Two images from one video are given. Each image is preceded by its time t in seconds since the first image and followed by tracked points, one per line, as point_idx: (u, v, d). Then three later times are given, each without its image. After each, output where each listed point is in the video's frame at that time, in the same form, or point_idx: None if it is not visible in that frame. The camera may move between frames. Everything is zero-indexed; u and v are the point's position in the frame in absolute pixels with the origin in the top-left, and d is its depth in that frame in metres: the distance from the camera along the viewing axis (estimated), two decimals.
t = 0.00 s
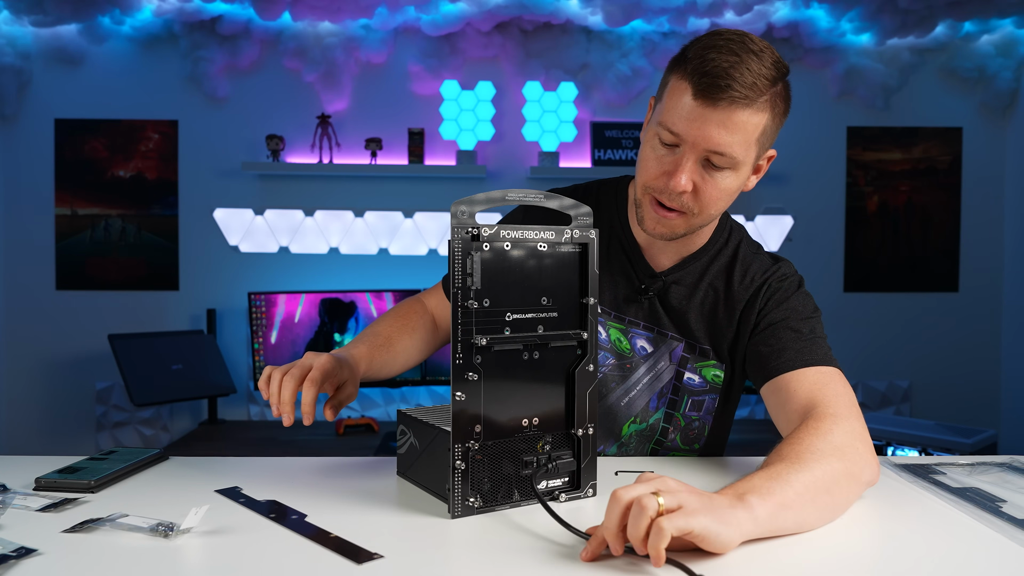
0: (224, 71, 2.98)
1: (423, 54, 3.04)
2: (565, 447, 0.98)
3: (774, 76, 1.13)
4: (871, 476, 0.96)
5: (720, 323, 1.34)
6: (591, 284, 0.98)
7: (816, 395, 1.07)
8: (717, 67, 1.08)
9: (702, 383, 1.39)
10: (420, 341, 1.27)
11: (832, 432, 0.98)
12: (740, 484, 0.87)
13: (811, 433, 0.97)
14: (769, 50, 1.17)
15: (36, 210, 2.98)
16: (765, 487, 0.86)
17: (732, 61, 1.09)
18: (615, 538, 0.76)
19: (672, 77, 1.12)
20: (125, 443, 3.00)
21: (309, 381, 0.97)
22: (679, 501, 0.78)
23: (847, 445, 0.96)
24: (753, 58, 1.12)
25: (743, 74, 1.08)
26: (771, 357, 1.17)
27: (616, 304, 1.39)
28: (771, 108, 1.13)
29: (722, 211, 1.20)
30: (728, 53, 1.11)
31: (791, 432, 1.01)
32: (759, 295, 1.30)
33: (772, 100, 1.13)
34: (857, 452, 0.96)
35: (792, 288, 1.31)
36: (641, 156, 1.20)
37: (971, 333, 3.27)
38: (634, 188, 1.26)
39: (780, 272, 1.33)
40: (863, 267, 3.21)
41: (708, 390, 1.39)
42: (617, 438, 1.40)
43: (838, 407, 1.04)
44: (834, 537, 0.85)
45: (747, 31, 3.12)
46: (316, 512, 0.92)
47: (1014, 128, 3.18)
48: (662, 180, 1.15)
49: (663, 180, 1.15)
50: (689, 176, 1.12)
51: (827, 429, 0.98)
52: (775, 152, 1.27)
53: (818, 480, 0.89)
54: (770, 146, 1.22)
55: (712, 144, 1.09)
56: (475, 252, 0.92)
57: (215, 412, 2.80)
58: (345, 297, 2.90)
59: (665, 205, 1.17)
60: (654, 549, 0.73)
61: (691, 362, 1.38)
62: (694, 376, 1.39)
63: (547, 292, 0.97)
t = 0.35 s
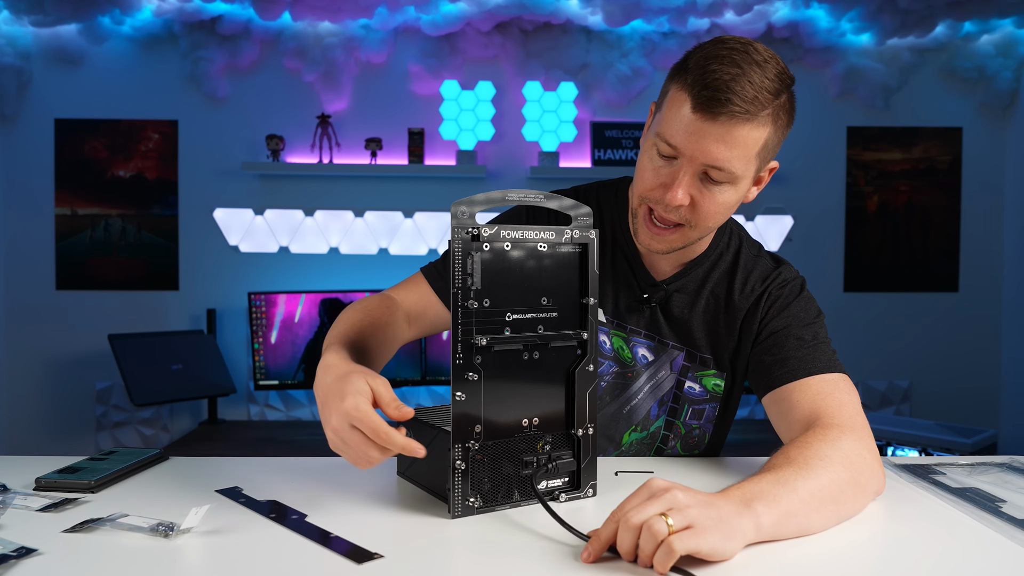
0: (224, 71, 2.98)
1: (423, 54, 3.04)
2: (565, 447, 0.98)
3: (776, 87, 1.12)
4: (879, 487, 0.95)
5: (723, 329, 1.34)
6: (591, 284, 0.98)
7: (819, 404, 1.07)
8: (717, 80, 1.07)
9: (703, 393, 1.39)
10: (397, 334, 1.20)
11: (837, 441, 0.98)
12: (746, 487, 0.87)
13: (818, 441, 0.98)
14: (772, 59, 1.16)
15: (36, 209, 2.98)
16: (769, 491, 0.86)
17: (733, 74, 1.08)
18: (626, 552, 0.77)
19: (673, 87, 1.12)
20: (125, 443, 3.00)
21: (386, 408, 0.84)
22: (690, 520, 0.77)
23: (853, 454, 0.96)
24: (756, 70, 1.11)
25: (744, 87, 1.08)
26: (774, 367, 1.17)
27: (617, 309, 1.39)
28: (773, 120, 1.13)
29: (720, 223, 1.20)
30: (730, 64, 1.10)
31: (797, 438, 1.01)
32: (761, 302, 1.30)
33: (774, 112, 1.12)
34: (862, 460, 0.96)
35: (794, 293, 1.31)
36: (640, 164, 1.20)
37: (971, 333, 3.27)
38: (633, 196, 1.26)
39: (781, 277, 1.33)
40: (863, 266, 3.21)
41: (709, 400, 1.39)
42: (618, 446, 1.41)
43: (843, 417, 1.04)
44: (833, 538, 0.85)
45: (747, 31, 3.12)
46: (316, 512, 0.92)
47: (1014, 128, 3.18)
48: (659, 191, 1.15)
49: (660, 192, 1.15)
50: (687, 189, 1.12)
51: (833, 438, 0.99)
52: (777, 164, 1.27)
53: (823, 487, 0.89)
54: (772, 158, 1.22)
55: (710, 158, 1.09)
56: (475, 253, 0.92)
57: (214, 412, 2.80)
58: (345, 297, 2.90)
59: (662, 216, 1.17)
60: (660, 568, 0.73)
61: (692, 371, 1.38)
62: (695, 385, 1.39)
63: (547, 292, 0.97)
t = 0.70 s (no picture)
0: (224, 71, 2.98)
1: (423, 54, 3.04)
2: (565, 447, 0.98)
3: (780, 95, 1.12)
4: (885, 490, 0.96)
5: (726, 332, 1.34)
6: (591, 284, 0.98)
7: (824, 406, 1.07)
8: (720, 88, 1.07)
9: (705, 401, 1.38)
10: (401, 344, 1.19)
11: (844, 443, 0.98)
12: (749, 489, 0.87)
13: (825, 442, 0.98)
14: (778, 65, 1.15)
15: (36, 209, 2.98)
16: (772, 493, 0.86)
17: (736, 82, 1.08)
18: (626, 558, 0.77)
19: (675, 93, 1.11)
20: (125, 443, 3.00)
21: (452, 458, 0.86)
22: (691, 528, 0.76)
23: (859, 457, 0.96)
24: (760, 77, 1.11)
25: (746, 95, 1.07)
26: (777, 369, 1.17)
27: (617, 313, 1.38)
28: (777, 128, 1.12)
29: (721, 232, 1.20)
30: (734, 71, 1.09)
31: (802, 438, 1.01)
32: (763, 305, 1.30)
33: (778, 120, 1.12)
34: (869, 463, 0.96)
35: (796, 295, 1.31)
36: (640, 170, 1.20)
37: (971, 333, 3.27)
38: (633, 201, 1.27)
39: (783, 279, 1.33)
40: (863, 266, 3.22)
41: (710, 407, 1.39)
42: (617, 451, 1.42)
43: (850, 421, 1.04)
44: (835, 539, 0.85)
45: (747, 31, 3.12)
46: (317, 512, 0.92)
47: (1015, 128, 3.18)
48: (659, 200, 1.15)
49: (660, 200, 1.15)
50: (687, 199, 1.13)
51: (840, 441, 0.99)
52: (782, 171, 1.27)
53: (828, 490, 0.89)
54: (776, 166, 1.22)
55: (711, 168, 1.09)
56: (476, 253, 0.92)
57: (214, 412, 2.80)
58: (345, 297, 2.91)
59: (661, 225, 1.18)
60: None
61: (693, 378, 1.38)
62: (697, 393, 1.38)
63: (547, 292, 0.97)
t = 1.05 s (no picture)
0: (224, 71, 2.98)
1: (423, 54, 3.04)
2: (565, 447, 0.98)
3: (782, 94, 1.12)
4: (886, 491, 0.95)
5: (726, 333, 1.33)
6: (590, 283, 0.98)
7: (825, 406, 1.07)
8: (721, 84, 1.07)
9: (705, 402, 1.38)
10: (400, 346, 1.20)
11: (845, 443, 0.98)
12: (750, 490, 0.87)
13: (826, 442, 0.98)
14: (780, 66, 1.16)
15: (36, 209, 2.98)
16: (772, 494, 0.86)
17: (738, 79, 1.08)
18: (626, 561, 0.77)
19: (676, 90, 1.12)
20: (125, 443, 3.00)
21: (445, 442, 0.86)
22: (692, 532, 0.76)
23: (860, 457, 0.96)
24: (761, 75, 1.11)
25: (748, 92, 1.07)
26: (777, 369, 1.17)
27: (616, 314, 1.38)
28: (778, 127, 1.12)
29: (720, 231, 1.20)
30: (736, 68, 1.10)
31: (802, 439, 1.02)
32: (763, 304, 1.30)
33: (779, 119, 1.12)
34: (870, 463, 0.96)
35: (796, 295, 1.31)
36: (640, 168, 1.20)
37: (971, 333, 3.27)
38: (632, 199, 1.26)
39: (784, 279, 1.33)
40: (863, 266, 3.22)
41: (711, 408, 1.38)
42: (617, 452, 1.42)
43: (851, 421, 1.04)
44: (835, 539, 0.85)
45: (747, 30, 3.12)
46: (316, 512, 0.92)
47: (1015, 128, 3.18)
48: (658, 196, 1.15)
49: (659, 197, 1.15)
50: (686, 195, 1.12)
51: (840, 441, 0.99)
52: (780, 174, 1.27)
53: (828, 490, 0.89)
54: (775, 168, 1.22)
55: (711, 165, 1.08)
56: (476, 253, 0.92)
57: (214, 412, 2.80)
58: (345, 297, 2.91)
59: (659, 222, 1.17)
60: None
61: (693, 379, 1.37)
62: (697, 394, 1.38)
63: (547, 292, 0.97)
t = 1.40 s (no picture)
0: (224, 71, 2.98)
1: (422, 54, 3.04)
2: (565, 447, 0.98)
3: (764, 72, 1.14)
4: (885, 489, 0.95)
5: (724, 331, 1.33)
6: (591, 284, 0.98)
7: (823, 405, 1.07)
8: (703, 61, 1.09)
9: (701, 393, 1.38)
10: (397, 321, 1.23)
11: (845, 443, 0.98)
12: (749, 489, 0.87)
13: (824, 441, 0.98)
14: (760, 48, 1.19)
15: (36, 209, 2.98)
16: (771, 493, 0.86)
17: (719, 56, 1.10)
18: (626, 559, 0.76)
19: (661, 73, 1.14)
20: (125, 443, 3.00)
21: (386, 322, 0.93)
22: (691, 527, 0.76)
23: (859, 457, 0.97)
24: (743, 54, 1.14)
25: (729, 67, 1.10)
26: (777, 369, 1.17)
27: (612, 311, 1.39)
28: (762, 103, 1.14)
29: (712, 212, 1.19)
30: (717, 47, 1.12)
31: (801, 437, 1.02)
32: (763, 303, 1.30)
33: (762, 96, 1.14)
34: (869, 463, 0.96)
35: (796, 294, 1.31)
36: (630, 155, 1.20)
37: (972, 333, 3.27)
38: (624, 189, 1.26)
39: (784, 277, 1.33)
40: (863, 266, 3.22)
41: (707, 400, 1.38)
42: (617, 445, 1.40)
43: (849, 419, 1.04)
44: (835, 539, 0.85)
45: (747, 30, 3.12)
46: (316, 512, 0.92)
47: (1015, 128, 3.18)
48: (648, 177, 1.15)
49: (649, 178, 1.15)
50: (675, 173, 1.12)
51: (840, 440, 0.99)
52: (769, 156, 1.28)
53: (827, 490, 0.89)
54: (762, 149, 1.23)
55: (697, 139, 1.09)
56: (476, 253, 0.92)
57: (214, 412, 2.80)
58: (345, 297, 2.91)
59: (651, 204, 1.16)
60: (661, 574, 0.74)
61: (691, 372, 1.37)
62: (694, 386, 1.38)
63: (547, 292, 0.97)
